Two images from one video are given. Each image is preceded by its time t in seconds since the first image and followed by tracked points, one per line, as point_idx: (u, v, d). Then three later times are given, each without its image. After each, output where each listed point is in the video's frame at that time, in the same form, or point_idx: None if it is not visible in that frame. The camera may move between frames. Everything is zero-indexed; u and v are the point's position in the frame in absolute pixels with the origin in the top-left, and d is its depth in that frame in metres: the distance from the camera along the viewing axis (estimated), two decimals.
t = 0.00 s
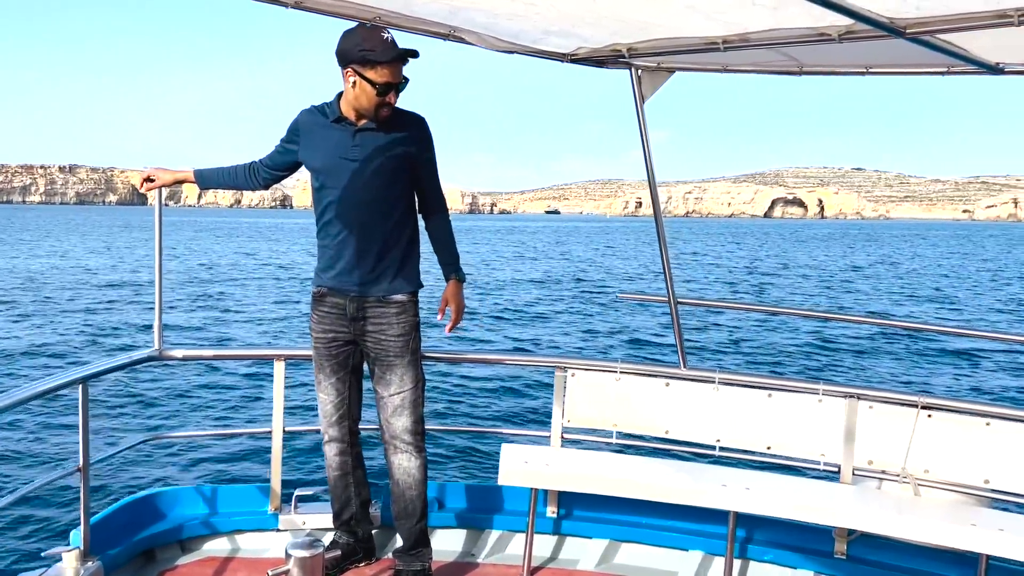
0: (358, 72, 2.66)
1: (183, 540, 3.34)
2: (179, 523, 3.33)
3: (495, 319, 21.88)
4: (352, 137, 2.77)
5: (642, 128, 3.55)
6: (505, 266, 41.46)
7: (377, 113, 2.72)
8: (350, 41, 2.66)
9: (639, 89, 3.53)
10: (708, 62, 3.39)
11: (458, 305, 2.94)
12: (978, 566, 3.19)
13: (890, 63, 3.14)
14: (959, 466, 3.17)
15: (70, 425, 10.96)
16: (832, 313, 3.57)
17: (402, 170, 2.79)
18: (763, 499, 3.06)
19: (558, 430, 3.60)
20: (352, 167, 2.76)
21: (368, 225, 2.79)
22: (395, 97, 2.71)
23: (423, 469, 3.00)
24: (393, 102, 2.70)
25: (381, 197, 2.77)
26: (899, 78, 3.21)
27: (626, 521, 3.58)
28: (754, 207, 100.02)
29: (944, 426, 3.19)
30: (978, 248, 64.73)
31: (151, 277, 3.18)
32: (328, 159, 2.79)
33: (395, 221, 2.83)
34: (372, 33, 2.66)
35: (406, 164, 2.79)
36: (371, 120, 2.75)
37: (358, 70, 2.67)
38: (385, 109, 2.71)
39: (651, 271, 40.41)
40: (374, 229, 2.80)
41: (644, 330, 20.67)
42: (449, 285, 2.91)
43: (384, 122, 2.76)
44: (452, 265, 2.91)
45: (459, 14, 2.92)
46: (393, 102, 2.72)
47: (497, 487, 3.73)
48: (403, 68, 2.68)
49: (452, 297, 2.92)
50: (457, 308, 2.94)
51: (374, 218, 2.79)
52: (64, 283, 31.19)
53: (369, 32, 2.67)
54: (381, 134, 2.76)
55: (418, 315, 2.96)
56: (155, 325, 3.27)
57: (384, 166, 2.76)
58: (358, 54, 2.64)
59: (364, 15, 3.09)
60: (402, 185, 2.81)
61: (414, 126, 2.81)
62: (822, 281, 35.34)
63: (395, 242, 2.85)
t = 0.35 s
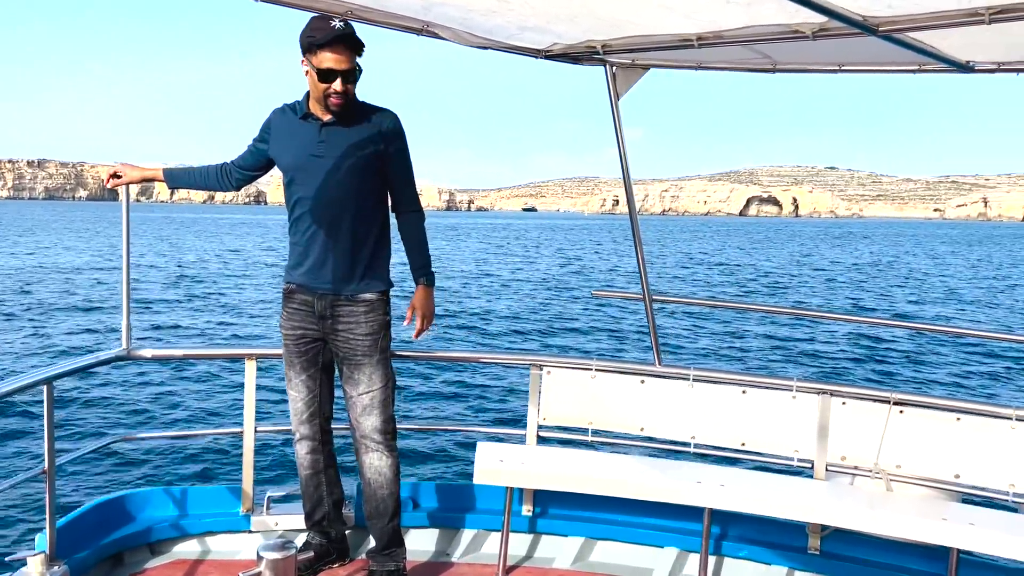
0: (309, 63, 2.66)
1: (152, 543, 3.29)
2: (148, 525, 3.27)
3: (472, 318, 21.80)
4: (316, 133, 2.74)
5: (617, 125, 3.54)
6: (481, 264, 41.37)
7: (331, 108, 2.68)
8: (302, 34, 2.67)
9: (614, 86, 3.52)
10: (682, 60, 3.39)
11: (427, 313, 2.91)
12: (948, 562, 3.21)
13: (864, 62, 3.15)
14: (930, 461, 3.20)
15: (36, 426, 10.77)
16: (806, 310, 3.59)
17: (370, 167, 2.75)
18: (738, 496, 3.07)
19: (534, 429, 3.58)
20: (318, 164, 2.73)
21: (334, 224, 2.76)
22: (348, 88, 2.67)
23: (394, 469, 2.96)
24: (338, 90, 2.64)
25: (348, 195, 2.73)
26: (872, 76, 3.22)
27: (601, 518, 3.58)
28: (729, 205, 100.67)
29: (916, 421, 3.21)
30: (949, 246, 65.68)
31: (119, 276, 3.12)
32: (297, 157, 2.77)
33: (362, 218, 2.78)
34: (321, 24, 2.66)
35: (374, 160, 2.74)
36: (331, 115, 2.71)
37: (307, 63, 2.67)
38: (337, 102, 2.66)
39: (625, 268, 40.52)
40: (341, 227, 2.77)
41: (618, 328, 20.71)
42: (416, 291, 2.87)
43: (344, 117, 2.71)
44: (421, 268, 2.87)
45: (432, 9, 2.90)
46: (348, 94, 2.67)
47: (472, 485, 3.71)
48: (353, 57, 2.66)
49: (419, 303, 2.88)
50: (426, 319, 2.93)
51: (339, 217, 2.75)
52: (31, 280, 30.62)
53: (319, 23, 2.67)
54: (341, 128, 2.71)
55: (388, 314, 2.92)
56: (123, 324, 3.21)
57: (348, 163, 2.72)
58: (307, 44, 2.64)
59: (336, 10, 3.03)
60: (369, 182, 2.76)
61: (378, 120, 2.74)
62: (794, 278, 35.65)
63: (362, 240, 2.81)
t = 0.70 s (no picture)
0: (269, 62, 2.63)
1: (127, 542, 3.23)
2: (123, 525, 3.22)
3: (451, 315, 21.74)
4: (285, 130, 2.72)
5: (598, 121, 3.52)
6: (459, 261, 41.27)
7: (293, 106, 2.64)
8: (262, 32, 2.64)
9: (595, 82, 3.50)
10: (663, 58, 3.39)
11: (382, 299, 2.78)
12: (925, 557, 3.24)
13: (845, 60, 3.17)
14: (907, 456, 3.23)
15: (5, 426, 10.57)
16: (785, 308, 3.61)
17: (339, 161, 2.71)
18: (718, 492, 3.08)
19: (514, 426, 3.57)
20: (288, 160, 2.70)
21: (305, 221, 2.73)
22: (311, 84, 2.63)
23: (369, 466, 2.93)
24: (296, 90, 2.61)
25: (318, 191, 2.70)
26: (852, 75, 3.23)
27: (580, 515, 3.58)
28: (707, 203, 101.25)
29: (893, 417, 3.24)
30: (925, 245, 66.57)
31: (94, 274, 3.05)
32: (267, 156, 2.75)
33: (333, 214, 2.74)
34: (280, 22, 2.62)
35: (343, 155, 2.70)
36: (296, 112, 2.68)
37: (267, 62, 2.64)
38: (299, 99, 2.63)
39: (604, 266, 40.59)
40: (311, 224, 2.74)
41: (596, 325, 20.74)
42: (377, 278, 2.78)
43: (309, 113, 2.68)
44: (385, 261, 2.79)
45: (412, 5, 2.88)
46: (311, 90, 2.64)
47: (451, 483, 3.70)
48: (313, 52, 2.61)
49: (375, 288, 2.78)
50: (381, 301, 2.79)
51: (310, 214, 2.72)
52: None
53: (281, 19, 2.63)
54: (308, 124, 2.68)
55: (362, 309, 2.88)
56: (97, 321, 3.15)
57: (317, 160, 2.68)
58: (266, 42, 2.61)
59: (317, 4, 2.96)
60: (339, 178, 2.72)
61: (344, 113, 2.70)
62: (770, 275, 35.90)
63: (334, 238, 2.77)
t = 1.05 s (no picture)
0: (266, 71, 2.53)
1: (99, 542, 3.19)
2: (95, 524, 3.18)
3: (429, 313, 21.68)
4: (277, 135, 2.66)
5: (577, 118, 3.52)
6: (436, 259, 41.11)
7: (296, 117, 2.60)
8: (258, 36, 2.50)
9: (575, 80, 3.50)
10: (642, 56, 3.39)
11: (383, 296, 2.86)
12: (897, 552, 3.28)
13: (821, 61, 3.19)
14: (882, 454, 3.26)
15: None
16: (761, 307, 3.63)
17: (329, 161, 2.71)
18: (695, 490, 3.09)
19: (492, 424, 3.56)
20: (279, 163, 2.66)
21: (298, 223, 2.71)
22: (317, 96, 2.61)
23: (359, 462, 2.92)
24: (300, 104, 2.57)
25: (312, 191, 2.68)
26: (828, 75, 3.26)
27: (557, 513, 3.59)
28: (686, 201, 101.58)
29: (868, 415, 3.27)
30: (902, 243, 67.34)
31: (67, 271, 3.01)
32: (254, 155, 2.69)
33: (326, 214, 2.74)
34: (281, 31, 2.49)
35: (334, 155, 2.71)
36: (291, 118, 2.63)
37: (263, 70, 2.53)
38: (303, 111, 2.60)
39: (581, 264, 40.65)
40: (304, 226, 2.72)
41: (572, 323, 20.75)
42: (377, 278, 2.85)
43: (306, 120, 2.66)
44: (383, 259, 2.84)
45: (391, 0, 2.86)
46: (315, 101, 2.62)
47: (429, 481, 3.69)
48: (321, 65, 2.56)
49: (378, 288, 2.85)
50: (381, 301, 2.86)
51: (305, 215, 2.71)
52: None
53: (279, 28, 2.50)
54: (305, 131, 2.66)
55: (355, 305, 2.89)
56: (69, 319, 3.10)
57: (311, 162, 2.66)
58: (263, 52, 2.48)
59: None
60: (332, 180, 2.72)
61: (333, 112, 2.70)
62: (745, 273, 36.14)
63: (326, 238, 2.77)
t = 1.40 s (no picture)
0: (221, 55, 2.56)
1: (64, 546, 3.15)
2: (60, 528, 3.14)
3: (404, 312, 21.58)
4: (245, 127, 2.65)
5: (548, 119, 3.52)
6: (411, 257, 40.90)
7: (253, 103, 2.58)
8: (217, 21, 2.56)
9: (547, 80, 3.50)
10: (613, 57, 3.40)
11: (376, 301, 2.86)
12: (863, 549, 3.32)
13: (790, 62, 3.22)
14: (851, 452, 3.29)
15: None
16: (732, 307, 3.67)
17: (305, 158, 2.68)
18: (667, 490, 3.11)
19: (465, 425, 3.56)
20: (251, 159, 2.64)
21: (270, 220, 2.68)
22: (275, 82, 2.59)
23: (329, 468, 2.90)
24: (249, 87, 2.55)
25: (284, 188, 2.66)
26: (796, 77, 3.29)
27: (530, 512, 3.60)
28: (663, 200, 101.90)
29: (837, 414, 3.31)
30: (875, 242, 68.12)
31: (31, 271, 2.95)
32: (227, 148, 2.67)
33: (298, 211, 2.70)
34: (235, 14, 2.53)
35: (309, 152, 2.67)
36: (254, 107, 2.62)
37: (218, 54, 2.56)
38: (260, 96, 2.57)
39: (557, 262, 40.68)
40: (277, 224, 2.69)
41: (546, 323, 20.77)
42: (366, 284, 2.82)
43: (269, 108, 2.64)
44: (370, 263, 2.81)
45: None
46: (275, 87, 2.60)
47: (400, 483, 3.68)
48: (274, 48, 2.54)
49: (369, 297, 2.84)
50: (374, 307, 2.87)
51: (277, 213, 2.67)
52: None
53: (235, 11, 2.54)
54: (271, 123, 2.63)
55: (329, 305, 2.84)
56: (33, 319, 3.05)
57: (278, 156, 2.63)
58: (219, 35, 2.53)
59: None
60: (303, 177, 2.68)
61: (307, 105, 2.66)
62: (719, 273, 36.38)
63: (298, 236, 2.74)
